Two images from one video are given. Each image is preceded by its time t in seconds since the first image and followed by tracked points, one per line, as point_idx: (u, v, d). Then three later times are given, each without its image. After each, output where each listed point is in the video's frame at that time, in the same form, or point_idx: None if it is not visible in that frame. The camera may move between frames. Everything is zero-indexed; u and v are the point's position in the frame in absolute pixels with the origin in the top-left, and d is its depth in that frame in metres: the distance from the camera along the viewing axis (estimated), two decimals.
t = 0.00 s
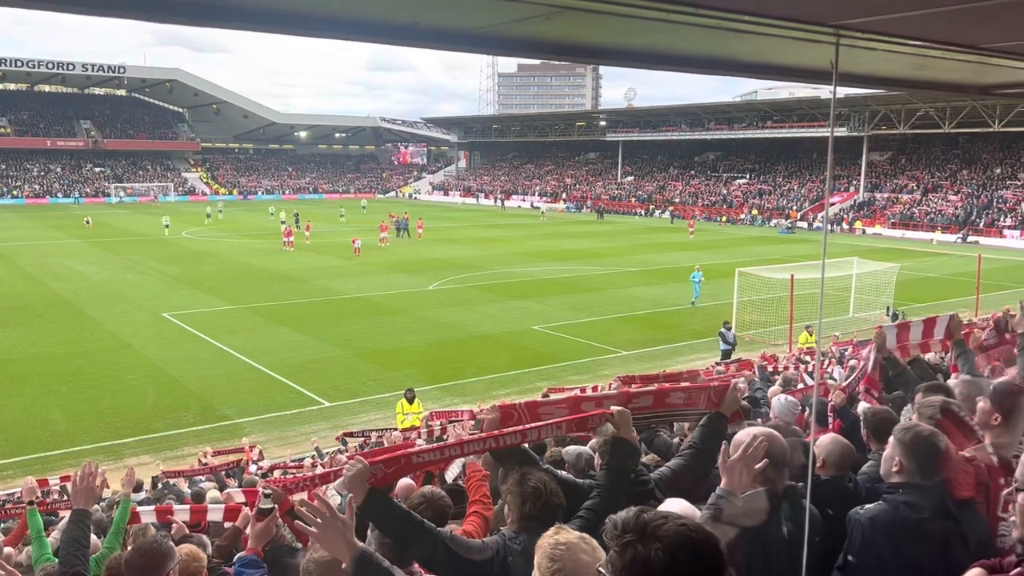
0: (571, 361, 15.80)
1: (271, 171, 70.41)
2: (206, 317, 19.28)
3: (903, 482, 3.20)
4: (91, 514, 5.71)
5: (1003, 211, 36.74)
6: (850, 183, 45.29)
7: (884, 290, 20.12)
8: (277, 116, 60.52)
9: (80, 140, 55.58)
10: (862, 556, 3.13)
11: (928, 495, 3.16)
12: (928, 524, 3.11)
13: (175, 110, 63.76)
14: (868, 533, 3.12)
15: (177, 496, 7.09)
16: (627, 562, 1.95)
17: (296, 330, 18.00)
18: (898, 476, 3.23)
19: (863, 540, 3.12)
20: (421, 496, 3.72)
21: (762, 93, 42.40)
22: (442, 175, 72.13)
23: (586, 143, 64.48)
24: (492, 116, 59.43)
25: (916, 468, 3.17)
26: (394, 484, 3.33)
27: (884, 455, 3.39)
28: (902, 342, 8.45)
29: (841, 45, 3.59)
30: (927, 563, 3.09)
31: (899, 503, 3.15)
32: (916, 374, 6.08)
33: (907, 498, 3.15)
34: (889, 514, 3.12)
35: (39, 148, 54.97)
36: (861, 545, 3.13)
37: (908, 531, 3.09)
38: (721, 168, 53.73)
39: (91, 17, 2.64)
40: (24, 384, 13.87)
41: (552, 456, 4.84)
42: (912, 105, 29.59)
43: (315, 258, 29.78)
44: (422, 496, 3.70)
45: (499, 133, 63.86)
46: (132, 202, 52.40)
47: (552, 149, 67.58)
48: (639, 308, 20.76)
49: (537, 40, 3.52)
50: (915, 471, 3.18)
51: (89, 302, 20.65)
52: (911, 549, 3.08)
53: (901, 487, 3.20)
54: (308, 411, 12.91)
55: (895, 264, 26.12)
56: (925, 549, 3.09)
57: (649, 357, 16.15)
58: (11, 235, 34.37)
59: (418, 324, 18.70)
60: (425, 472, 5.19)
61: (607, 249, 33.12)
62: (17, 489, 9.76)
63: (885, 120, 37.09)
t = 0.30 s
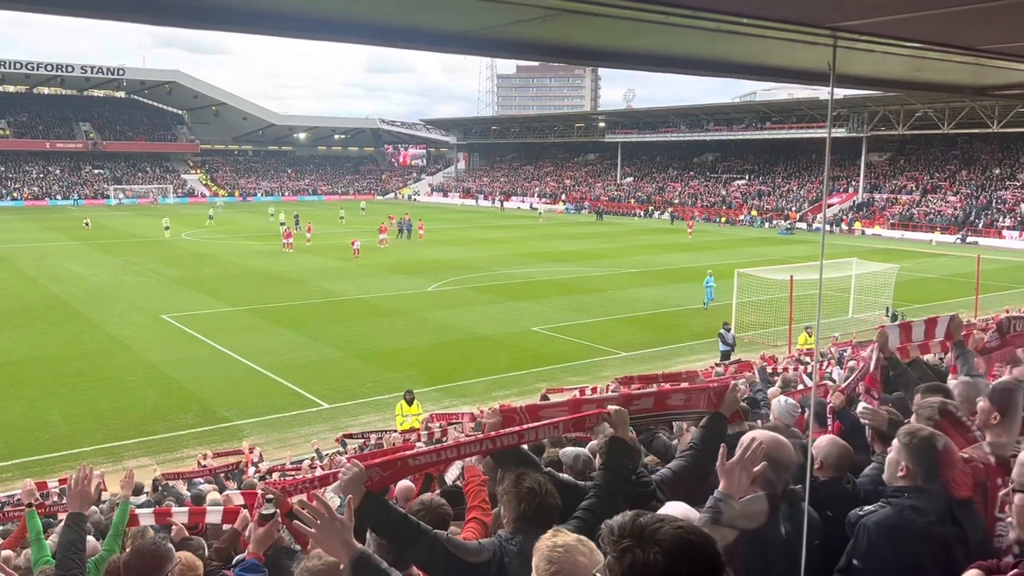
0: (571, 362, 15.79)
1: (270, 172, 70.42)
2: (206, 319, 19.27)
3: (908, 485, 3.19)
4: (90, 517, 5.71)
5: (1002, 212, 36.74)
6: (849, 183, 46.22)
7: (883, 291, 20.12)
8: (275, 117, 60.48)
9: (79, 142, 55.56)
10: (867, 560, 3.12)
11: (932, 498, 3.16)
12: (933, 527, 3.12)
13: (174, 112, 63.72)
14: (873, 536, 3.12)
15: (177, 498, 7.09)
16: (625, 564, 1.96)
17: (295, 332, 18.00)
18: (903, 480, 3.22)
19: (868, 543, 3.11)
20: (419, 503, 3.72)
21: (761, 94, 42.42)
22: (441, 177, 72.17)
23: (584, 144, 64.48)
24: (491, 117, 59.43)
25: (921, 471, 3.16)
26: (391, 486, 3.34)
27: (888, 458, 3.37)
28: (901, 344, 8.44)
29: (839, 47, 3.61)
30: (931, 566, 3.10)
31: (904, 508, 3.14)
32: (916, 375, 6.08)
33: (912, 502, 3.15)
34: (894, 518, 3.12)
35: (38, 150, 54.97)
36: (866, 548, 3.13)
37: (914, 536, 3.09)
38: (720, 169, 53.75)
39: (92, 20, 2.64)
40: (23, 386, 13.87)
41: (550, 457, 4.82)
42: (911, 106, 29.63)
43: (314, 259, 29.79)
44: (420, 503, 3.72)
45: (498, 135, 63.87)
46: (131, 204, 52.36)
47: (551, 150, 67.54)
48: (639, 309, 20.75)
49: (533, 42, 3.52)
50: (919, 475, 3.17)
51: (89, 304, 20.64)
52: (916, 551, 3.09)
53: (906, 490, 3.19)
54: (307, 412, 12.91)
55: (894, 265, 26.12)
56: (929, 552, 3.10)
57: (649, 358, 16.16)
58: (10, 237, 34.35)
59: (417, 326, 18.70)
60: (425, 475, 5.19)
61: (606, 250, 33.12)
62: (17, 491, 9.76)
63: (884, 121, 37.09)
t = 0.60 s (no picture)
0: (572, 363, 15.80)
1: (270, 174, 70.42)
2: (206, 320, 19.27)
3: (907, 487, 3.20)
4: (90, 518, 5.72)
5: (1002, 213, 36.78)
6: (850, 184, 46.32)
7: (883, 291, 20.13)
8: (275, 119, 60.54)
9: (79, 143, 55.59)
10: (867, 563, 3.14)
11: (930, 500, 3.16)
12: (933, 530, 3.11)
13: (174, 114, 63.77)
14: (872, 538, 3.14)
15: (177, 500, 7.10)
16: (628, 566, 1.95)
17: (296, 333, 18.00)
18: (901, 482, 3.23)
19: (868, 545, 3.13)
20: (417, 507, 3.72)
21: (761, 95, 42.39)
22: (441, 178, 72.30)
23: (584, 145, 64.50)
24: (491, 118, 59.35)
25: (918, 473, 3.17)
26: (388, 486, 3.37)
27: (887, 461, 3.38)
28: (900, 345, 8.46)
29: (838, 48, 3.60)
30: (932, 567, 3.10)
31: (904, 510, 3.14)
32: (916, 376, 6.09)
33: (911, 505, 3.15)
34: (892, 520, 3.13)
35: (38, 151, 55.04)
36: (866, 550, 3.14)
37: (913, 539, 3.09)
38: (720, 170, 53.77)
39: (88, 20, 2.63)
40: (23, 387, 13.86)
41: (551, 459, 4.81)
42: (911, 106, 29.64)
43: (314, 260, 29.81)
44: (418, 509, 3.71)
45: (498, 136, 63.93)
46: (131, 205, 52.42)
47: (551, 151, 67.56)
48: (639, 310, 20.75)
49: (531, 43, 3.52)
50: (917, 477, 3.17)
51: (89, 305, 20.65)
52: (915, 554, 3.09)
53: (904, 493, 3.20)
54: (308, 413, 12.91)
55: (894, 265, 26.14)
56: (930, 555, 3.10)
57: (649, 359, 16.16)
58: (9, 239, 34.37)
59: (418, 327, 18.71)
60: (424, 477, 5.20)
61: (606, 251, 33.12)
62: (17, 493, 9.76)
63: (885, 122, 37.06)
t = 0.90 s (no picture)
0: (572, 365, 15.79)
1: (270, 175, 70.40)
2: (206, 321, 19.28)
3: (895, 486, 3.19)
4: (91, 520, 5.73)
5: (1002, 213, 36.77)
6: (850, 185, 46.53)
7: (884, 292, 20.11)
8: (276, 120, 60.57)
9: (79, 145, 55.63)
10: (862, 563, 3.12)
11: (920, 498, 3.15)
12: (925, 527, 3.10)
13: (174, 115, 63.86)
14: (864, 537, 3.13)
15: (177, 501, 7.10)
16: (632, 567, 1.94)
17: (296, 334, 18.00)
18: (890, 482, 3.22)
19: (861, 545, 3.12)
20: (417, 510, 3.70)
21: (761, 95, 42.37)
22: (441, 179, 72.36)
23: (585, 146, 64.45)
24: (491, 118, 59.29)
25: (907, 471, 3.16)
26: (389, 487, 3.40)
27: (876, 461, 3.37)
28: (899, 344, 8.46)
29: (838, 48, 3.60)
30: (926, 563, 3.08)
31: (895, 508, 3.12)
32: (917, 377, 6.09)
33: (902, 503, 3.13)
34: (884, 519, 3.11)
35: (39, 153, 55.10)
36: (859, 550, 3.13)
37: (905, 537, 3.07)
38: (720, 171, 53.74)
39: (83, 20, 2.62)
40: (23, 389, 13.86)
41: (552, 460, 4.82)
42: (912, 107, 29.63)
43: (315, 261, 29.82)
44: (417, 511, 3.70)
45: (498, 136, 63.93)
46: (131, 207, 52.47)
47: (551, 152, 67.51)
48: (639, 311, 20.73)
49: (530, 43, 3.51)
50: (905, 475, 3.17)
51: (89, 306, 20.67)
52: (910, 553, 3.06)
53: (894, 492, 3.19)
54: (308, 414, 12.92)
55: (894, 266, 26.12)
56: (924, 554, 3.07)
57: (650, 360, 16.15)
58: (9, 240, 34.41)
59: (418, 328, 18.71)
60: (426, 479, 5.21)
61: (607, 251, 33.11)
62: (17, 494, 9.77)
63: (884, 122, 37.03)
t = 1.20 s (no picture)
0: (572, 365, 15.77)
1: (270, 175, 70.34)
2: (205, 322, 19.29)
3: (888, 485, 3.21)
4: (90, 520, 5.72)
5: (1002, 213, 36.79)
6: (849, 185, 46.60)
7: (884, 292, 20.12)
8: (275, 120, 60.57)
9: (79, 145, 55.64)
10: (857, 561, 3.12)
11: (914, 496, 3.16)
12: (919, 524, 3.10)
13: (173, 115, 63.89)
14: (860, 535, 3.12)
15: (177, 501, 7.10)
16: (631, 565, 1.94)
17: (296, 335, 18.02)
18: (883, 480, 3.24)
19: (856, 542, 3.11)
20: (419, 511, 3.69)
21: (760, 95, 42.39)
22: (441, 180, 72.53)
23: (584, 146, 64.42)
24: (491, 119, 59.32)
25: (901, 469, 3.19)
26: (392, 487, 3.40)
27: (868, 461, 3.39)
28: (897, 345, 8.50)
29: (838, 47, 3.60)
30: (921, 560, 3.08)
31: (889, 506, 3.14)
32: (914, 378, 6.12)
33: (896, 500, 3.15)
34: (881, 518, 3.11)
35: (38, 153, 55.12)
36: (855, 548, 3.13)
37: (900, 534, 3.08)
38: (719, 171, 53.75)
39: (85, 21, 2.62)
40: (22, 389, 13.87)
41: (551, 460, 4.83)
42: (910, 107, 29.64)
43: (315, 261, 29.84)
44: (419, 511, 3.70)
45: (498, 137, 64.03)
46: (131, 207, 52.49)
47: (551, 152, 67.50)
48: (639, 311, 20.74)
49: (530, 43, 3.52)
50: (896, 474, 3.20)
51: (89, 306, 20.69)
52: (905, 550, 3.07)
53: (888, 489, 3.21)
54: (307, 415, 12.92)
55: (894, 266, 26.13)
56: (919, 552, 3.08)
57: (650, 360, 16.16)
58: (9, 240, 34.41)
59: (418, 328, 18.71)
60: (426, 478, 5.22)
61: (607, 252, 33.12)
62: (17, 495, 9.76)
63: (884, 122, 36.99)
